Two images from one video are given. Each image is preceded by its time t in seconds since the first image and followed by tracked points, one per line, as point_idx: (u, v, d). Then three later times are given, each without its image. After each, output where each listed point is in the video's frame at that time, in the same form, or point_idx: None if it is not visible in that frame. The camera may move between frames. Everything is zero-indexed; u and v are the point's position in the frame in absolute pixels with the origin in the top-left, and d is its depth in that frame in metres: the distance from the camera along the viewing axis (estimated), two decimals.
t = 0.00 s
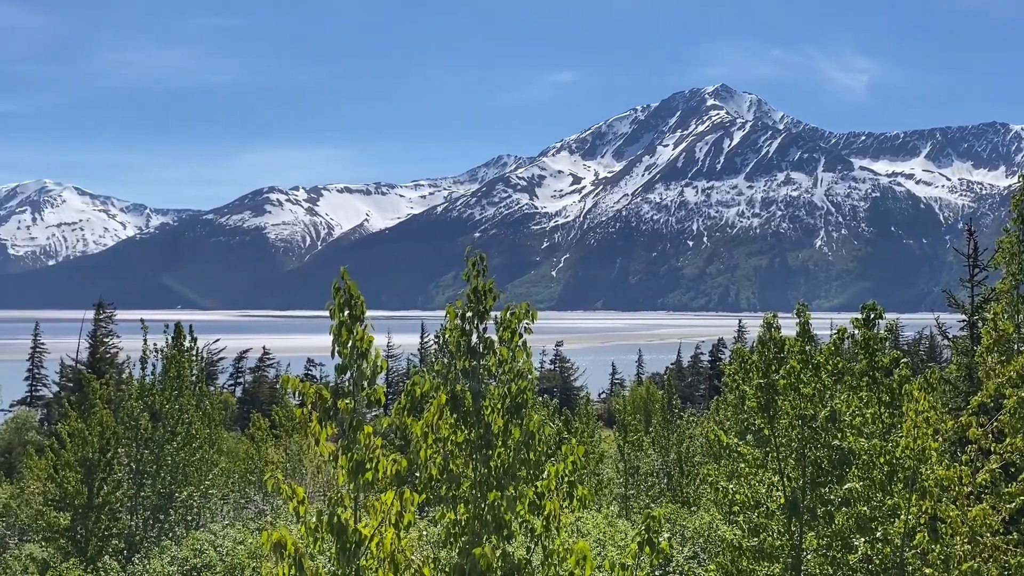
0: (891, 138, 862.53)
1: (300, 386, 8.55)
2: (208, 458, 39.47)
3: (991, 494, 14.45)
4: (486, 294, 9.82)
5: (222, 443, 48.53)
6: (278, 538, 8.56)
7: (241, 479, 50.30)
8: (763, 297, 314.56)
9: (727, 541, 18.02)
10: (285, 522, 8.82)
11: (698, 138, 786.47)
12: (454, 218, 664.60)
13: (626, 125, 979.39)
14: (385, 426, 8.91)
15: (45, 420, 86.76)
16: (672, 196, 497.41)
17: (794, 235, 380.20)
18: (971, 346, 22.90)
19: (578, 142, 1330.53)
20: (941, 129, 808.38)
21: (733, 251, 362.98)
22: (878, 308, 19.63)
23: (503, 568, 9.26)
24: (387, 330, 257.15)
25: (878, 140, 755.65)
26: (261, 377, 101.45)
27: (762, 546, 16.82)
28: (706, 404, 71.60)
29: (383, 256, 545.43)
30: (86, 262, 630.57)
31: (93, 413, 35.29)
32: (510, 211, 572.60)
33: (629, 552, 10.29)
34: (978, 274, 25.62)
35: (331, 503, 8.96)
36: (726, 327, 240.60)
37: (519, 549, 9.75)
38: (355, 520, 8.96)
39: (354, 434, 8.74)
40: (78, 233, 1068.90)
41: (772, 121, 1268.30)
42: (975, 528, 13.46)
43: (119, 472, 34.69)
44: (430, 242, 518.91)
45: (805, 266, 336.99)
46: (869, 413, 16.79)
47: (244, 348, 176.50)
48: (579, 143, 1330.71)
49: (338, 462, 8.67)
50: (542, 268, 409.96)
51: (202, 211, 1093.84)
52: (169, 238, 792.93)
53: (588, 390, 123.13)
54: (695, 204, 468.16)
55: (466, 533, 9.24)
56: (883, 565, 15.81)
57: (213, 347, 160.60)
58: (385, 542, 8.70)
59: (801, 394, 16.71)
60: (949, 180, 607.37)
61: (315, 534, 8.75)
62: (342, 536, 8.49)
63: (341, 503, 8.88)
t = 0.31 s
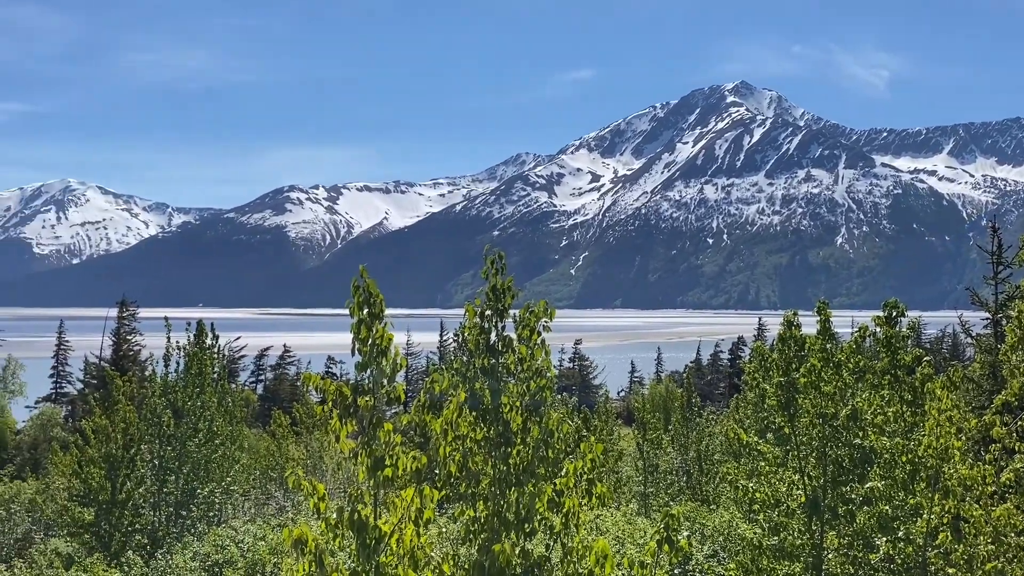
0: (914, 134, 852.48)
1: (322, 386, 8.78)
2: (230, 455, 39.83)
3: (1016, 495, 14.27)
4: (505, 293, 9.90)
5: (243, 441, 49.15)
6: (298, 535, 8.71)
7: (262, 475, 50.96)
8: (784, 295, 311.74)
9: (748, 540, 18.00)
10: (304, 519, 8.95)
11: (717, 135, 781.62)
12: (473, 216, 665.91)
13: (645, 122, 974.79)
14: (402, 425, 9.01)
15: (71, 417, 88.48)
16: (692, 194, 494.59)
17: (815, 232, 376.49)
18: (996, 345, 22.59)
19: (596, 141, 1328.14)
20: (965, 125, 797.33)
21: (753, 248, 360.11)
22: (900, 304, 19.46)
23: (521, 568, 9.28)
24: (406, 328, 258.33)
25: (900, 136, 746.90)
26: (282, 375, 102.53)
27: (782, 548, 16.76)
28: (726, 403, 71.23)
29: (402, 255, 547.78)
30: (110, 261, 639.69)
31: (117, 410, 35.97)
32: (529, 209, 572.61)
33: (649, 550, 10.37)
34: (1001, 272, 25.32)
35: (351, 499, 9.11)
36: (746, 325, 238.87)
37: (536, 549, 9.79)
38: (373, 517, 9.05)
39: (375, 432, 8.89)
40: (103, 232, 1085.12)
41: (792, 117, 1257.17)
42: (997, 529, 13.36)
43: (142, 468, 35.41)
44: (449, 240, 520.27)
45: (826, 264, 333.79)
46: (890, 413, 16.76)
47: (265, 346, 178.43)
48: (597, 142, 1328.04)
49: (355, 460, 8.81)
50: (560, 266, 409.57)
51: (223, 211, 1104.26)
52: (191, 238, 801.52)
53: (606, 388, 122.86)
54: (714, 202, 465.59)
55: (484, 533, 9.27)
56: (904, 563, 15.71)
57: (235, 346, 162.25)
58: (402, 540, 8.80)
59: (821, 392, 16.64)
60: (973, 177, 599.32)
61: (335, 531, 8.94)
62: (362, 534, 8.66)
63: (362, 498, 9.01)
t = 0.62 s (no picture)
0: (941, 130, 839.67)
1: (347, 381, 8.98)
2: (254, 454, 40.43)
3: None
4: (527, 289, 10.03)
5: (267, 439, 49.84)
6: (324, 532, 8.99)
7: (287, 473, 51.62)
8: (808, 295, 308.44)
9: (772, 541, 17.96)
10: (328, 519, 9.15)
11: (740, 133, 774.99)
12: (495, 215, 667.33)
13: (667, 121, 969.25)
14: (424, 424, 9.20)
15: (99, 414, 90.25)
16: (715, 192, 491.42)
17: (840, 230, 372.12)
18: None
19: (618, 141, 1325.71)
20: (995, 122, 783.57)
21: (777, 247, 357.01)
22: (926, 303, 19.11)
23: (543, 569, 9.40)
24: (428, 328, 259.78)
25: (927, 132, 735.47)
26: (306, 373, 103.91)
27: (806, 547, 16.68)
28: (751, 401, 70.81)
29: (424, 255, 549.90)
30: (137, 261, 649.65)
31: (145, 409, 36.86)
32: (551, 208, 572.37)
33: (673, 549, 10.43)
34: None
35: (375, 498, 9.25)
36: (770, 324, 236.91)
37: (560, 549, 9.82)
38: (397, 515, 9.20)
39: (396, 431, 9.06)
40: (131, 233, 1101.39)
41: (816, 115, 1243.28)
42: None
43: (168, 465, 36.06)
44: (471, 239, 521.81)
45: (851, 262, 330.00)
46: (914, 413, 16.67)
47: (289, 345, 180.65)
48: (619, 141, 1325.76)
49: (378, 457, 8.98)
50: (582, 265, 408.91)
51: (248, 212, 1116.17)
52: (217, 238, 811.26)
53: (629, 387, 122.21)
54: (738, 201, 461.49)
55: (509, 535, 9.36)
56: (930, 565, 15.56)
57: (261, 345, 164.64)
58: (424, 538, 8.89)
59: (847, 390, 16.42)
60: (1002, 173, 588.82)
61: (359, 528, 9.15)
62: (386, 529, 8.87)
63: (385, 497, 9.13)
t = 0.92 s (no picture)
0: (974, 128, 823.36)
1: (373, 383, 9.17)
2: (281, 452, 41.08)
3: None
4: (551, 290, 10.08)
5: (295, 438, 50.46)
6: (349, 529, 9.09)
7: (313, 472, 52.21)
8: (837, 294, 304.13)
9: (800, 541, 17.84)
10: (353, 517, 9.27)
11: (767, 131, 766.81)
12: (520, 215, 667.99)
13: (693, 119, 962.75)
14: (452, 418, 9.41)
15: (129, 412, 92.30)
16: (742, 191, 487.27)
17: (869, 229, 366.61)
18: None
19: (644, 140, 1319.35)
20: None
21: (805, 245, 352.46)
22: (957, 302, 18.71)
23: (570, 566, 9.51)
24: (453, 327, 260.78)
25: (960, 127, 720.87)
26: (332, 372, 105.10)
27: (834, 549, 16.51)
28: (778, 403, 70.04)
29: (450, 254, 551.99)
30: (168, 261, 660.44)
31: (173, 407, 37.58)
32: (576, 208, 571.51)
33: (701, 549, 10.49)
34: None
35: (400, 496, 9.48)
36: (797, 324, 234.02)
37: (587, 549, 9.95)
38: (422, 513, 9.49)
39: (423, 431, 9.25)
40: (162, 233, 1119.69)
41: (845, 113, 1227.34)
42: None
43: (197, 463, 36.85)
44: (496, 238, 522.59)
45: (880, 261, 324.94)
46: (944, 415, 16.56)
47: (315, 345, 182.67)
48: (644, 141, 1319.09)
49: (405, 456, 9.12)
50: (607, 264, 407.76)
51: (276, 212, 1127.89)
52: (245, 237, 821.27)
53: (654, 386, 121.54)
54: (765, 200, 456.99)
55: (535, 531, 9.53)
56: (961, 566, 15.31)
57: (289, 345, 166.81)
58: (454, 535, 9.10)
59: (876, 392, 16.37)
60: None
61: (386, 528, 9.33)
62: (410, 528, 9.02)
63: (413, 495, 9.39)
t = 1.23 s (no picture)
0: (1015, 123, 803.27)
1: (404, 380, 9.36)
2: (315, 450, 41.81)
3: None
4: (582, 289, 10.20)
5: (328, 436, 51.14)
6: (381, 526, 9.35)
7: (345, 470, 52.85)
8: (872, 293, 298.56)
9: (831, 542, 17.61)
10: (383, 517, 9.48)
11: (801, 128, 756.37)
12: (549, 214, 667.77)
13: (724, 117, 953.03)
14: (481, 420, 9.64)
15: (166, 410, 93.77)
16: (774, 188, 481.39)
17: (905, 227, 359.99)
18: None
19: (675, 137, 1309.38)
20: None
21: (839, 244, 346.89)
22: (994, 302, 18.24)
23: (602, 564, 9.61)
24: (483, 326, 261.65)
25: (1000, 123, 703.37)
26: (364, 370, 106.28)
27: (870, 551, 16.16)
28: (811, 403, 68.92)
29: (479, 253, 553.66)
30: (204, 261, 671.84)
31: (207, 405, 38.36)
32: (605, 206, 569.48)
33: (730, 551, 10.57)
34: None
35: (429, 495, 9.68)
36: (831, 323, 230.60)
37: (616, 547, 10.09)
38: (453, 511, 9.65)
39: (453, 428, 9.41)
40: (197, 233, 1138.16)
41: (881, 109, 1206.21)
42: None
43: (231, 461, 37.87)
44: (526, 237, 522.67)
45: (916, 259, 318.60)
46: (981, 416, 16.21)
47: (347, 343, 184.85)
48: (675, 138, 1308.98)
49: (437, 455, 9.34)
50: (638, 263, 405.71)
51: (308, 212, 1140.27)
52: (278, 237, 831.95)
53: (686, 387, 120.90)
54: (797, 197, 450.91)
55: (566, 531, 9.62)
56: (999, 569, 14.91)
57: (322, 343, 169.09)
58: (485, 534, 9.26)
59: (911, 393, 16.19)
60: None
61: (417, 525, 9.49)
62: (441, 527, 9.27)
63: (443, 494, 9.56)
